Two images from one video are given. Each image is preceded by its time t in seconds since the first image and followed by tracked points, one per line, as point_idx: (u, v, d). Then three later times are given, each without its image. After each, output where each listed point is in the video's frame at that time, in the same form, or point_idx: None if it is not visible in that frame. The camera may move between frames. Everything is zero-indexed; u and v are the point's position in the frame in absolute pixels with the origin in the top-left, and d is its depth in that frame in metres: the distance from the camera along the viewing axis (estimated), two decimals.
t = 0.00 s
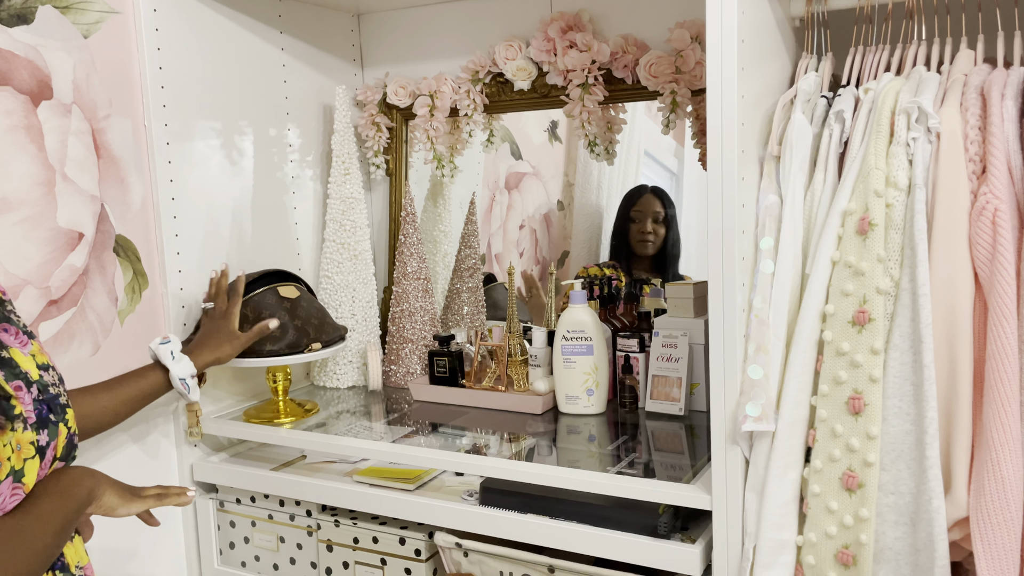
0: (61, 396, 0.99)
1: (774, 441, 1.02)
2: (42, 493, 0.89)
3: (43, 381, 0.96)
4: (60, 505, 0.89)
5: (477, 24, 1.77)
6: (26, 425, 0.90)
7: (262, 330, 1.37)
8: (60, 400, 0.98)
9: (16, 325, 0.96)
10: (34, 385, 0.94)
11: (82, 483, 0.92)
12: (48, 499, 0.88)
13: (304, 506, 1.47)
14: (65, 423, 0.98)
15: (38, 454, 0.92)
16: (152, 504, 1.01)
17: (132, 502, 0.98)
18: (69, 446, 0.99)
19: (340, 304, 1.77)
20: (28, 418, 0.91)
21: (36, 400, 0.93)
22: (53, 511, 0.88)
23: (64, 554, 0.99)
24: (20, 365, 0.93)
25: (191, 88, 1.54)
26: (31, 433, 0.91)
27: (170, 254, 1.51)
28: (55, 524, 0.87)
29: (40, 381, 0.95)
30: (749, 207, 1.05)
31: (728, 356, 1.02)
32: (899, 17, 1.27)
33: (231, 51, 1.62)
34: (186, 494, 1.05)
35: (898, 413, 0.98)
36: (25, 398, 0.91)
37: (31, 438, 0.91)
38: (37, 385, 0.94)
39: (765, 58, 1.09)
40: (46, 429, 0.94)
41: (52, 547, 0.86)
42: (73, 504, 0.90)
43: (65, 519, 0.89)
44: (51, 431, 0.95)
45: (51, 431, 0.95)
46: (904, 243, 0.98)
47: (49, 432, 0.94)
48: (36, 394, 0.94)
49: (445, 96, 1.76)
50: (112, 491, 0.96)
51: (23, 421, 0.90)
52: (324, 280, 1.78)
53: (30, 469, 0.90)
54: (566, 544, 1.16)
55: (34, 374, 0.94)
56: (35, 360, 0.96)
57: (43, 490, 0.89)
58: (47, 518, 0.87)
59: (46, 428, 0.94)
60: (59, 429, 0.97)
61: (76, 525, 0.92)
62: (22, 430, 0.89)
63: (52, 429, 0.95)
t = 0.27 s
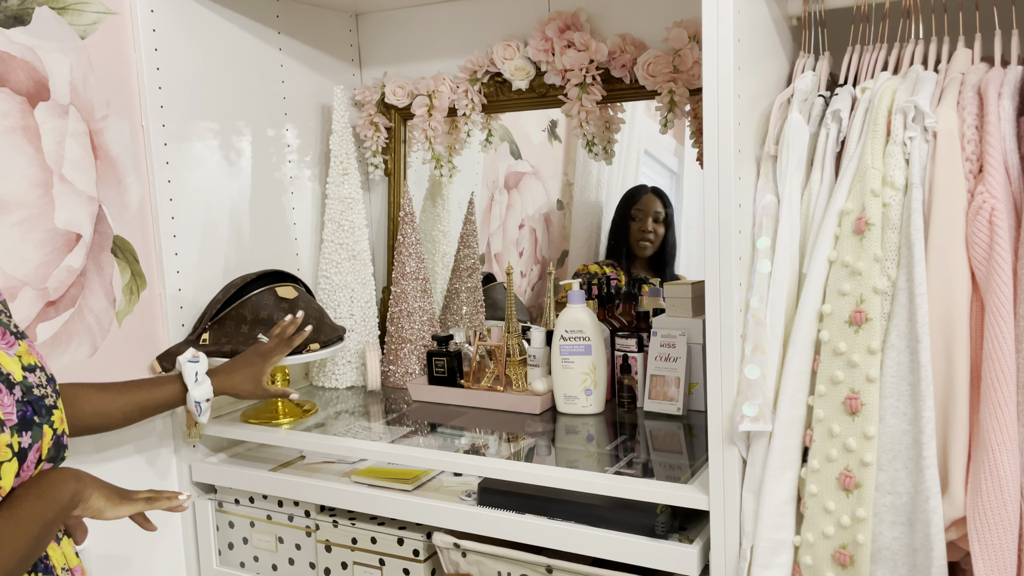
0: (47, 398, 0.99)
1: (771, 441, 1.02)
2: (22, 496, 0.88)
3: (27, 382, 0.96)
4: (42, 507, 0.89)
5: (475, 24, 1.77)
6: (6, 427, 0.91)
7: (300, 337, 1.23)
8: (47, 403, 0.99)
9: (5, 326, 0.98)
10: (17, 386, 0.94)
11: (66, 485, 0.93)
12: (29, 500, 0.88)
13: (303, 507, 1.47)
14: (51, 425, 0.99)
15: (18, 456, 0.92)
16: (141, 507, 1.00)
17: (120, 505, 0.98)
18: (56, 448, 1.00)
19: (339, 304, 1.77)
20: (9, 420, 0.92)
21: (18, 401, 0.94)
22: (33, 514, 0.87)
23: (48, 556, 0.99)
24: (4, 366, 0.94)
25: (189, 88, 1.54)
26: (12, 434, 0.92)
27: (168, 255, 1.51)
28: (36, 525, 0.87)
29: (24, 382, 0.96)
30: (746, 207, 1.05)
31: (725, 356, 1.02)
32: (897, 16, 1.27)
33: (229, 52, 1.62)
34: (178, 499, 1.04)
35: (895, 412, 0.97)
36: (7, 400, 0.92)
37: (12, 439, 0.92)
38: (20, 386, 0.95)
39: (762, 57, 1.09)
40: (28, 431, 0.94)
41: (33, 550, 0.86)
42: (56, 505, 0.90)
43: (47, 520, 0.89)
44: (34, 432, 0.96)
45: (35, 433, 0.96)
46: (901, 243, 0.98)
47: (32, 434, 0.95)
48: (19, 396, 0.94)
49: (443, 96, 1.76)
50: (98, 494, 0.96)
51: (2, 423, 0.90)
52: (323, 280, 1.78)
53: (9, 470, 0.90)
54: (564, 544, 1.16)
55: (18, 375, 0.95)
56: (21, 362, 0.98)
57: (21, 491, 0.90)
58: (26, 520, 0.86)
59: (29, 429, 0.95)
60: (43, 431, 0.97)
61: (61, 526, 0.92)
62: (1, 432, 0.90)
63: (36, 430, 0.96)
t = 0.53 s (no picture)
0: (44, 399, 1.00)
1: (773, 440, 1.02)
2: (14, 494, 0.89)
3: (24, 382, 0.97)
4: (34, 505, 0.89)
5: (475, 23, 1.77)
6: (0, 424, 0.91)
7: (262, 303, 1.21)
8: (42, 404, 0.99)
9: (4, 329, 0.99)
10: (13, 386, 0.95)
11: (59, 486, 0.93)
12: (23, 499, 0.89)
13: (305, 506, 1.47)
14: (46, 427, 0.99)
15: (11, 455, 0.92)
16: (136, 512, 0.99)
17: (114, 509, 0.97)
18: (52, 451, 1.01)
19: (340, 304, 1.77)
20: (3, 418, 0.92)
21: (14, 400, 0.94)
22: (25, 513, 0.88)
23: (42, 556, 0.99)
24: (2, 365, 0.94)
25: (190, 89, 1.54)
26: (6, 432, 0.92)
27: (169, 255, 1.51)
28: (29, 522, 0.88)
29: (21, 382, 0.96)
30: (747, 205, 1.05)
31: (727, 355, 1.02)
32: (898, 14, 1.27)
33: (229, 52, 1.62)
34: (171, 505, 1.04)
35: (897, 411, 0.97)
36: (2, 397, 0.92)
37: (6, 437, 0.92)
38: (17, 385, 0.95)
39: (763, 56, 1.08)
40: (22, 430, 0.95)
41: (24, 548, 0.87)
42: (48, 505, 0.91)
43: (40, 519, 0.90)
44: (28, 432, 0.96)
45: (29, 433, 0.96)
46: (903, 241, 0.98)
47: (26, 434, 0.95)
48: (14, 395, 0.94)
49: (444, 96, 1.76)
50: (92, 496, 0.96)
51: None
52: (324, 280, 1.78)
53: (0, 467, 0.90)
54: (566, 543, 1.16)
55: (15, 375, 0.96)
56: (19, 363, 0.98)
57: (12, 489, 0.90)
58: (18, 517, 0.87)
59: (23, 429, 0.95)
60: (38, 432, 0.97)
61: (54, 527, 0.92)
62: None
63: (31, 430, 0.96)
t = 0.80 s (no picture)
0: (50, 399, 1.02)
1: (774, 441, 1.01)
2: (24, 494, 0.89)
3: (32, 381, 0.99)
4: (42, 505, 0.89)
5: (475, 25, 1.77)
6: (11, 421, 0.93)
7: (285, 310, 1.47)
8: (48, 403, 1.01)
9: (10, 329, 1.01)
10: (22, 385, 0.97)
11: (66, 487, 0.93)
12: (32, 498, 0.89)
13: (305, 508, 1.47)
14: (51, 425, 1.02)
15: (20, 452, 0.94)
16: (138, 515, 1.00)
17: (116, 511, 0.97)
18: (55, 452, 1.03)
19: (341, 306, 1.77)
20: (14, 415, 0.94)
21: (23, 398, 0.97)
22: (35, 513, 0.88)
23: (46, 556, 1.00)
24: (11, 365, 0.97)
25: (190, 91, 1.54)
26: (15, 430, 0.94)
27: (169, 258, 1.51)
28: (38, 521, 0.88)
29: (29, 381, 0.98)
30: (747, 206, 1.05)
31: (727, 356, 1.02)
32: (898, 14, 1.27)
33: (229, 54, 1.62)
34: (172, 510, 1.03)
35: (898, 411, 0.97)
36: (12, 395, 0.94)
37: (15, 435, 0.94)
38: (26, 384, 0.98)
39: (763, 56, 1.08)
40: (30, 428, 0.97)
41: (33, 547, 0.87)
42: (56, 506, 0.90)
43: (48, 519, 0.89)
44: (36, 431, 0.98)
45: (36, 431, 0.98)
46: (903, 241, 0.98)
47: (33, 432, 0.97)
48: (24, 393, 0.97)
49: (444, 97, 1.76)
50: (96, 498, 0.95)
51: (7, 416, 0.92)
52: (324, 282, 1.78)
53: (10, 464, 0.92)
54: (567, 544, 1.16)
55: (24, 374, 0.98)
56: (26, 363, 1.00)
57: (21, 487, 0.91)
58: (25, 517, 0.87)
59: (31, 427, 0.97)
60: (45, 431, 0.99)
61: (60, 529, 0.92)
62: (5, 425, 0.92)
63: (38, 429, 0.98)
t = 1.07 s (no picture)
0: (62, 406, 1.02)
1: (775, 441, 1.01)
2: (30, 500, 0.89)
3: (43, 390, 0.99)
4: (48, 513, 0.89)
5: (475, 26, 1.77)
6: (18, 431, 0.93)
7: (279, 309, 1.45)
8: (60, 411, 1.01)
9: (24, 336, 1.01)
10: (33, 393, 0.97)
11: (74, 496, 0.93)
12: (40, 506, 0.89)
13: (306, 510, 1.47)
14: (63, 433, 1.01)
15: (28, 461, 0.94)
16: (146, 526, 1.00)
17: (124, 521, 0.98)
18: (66, 459, 1.03)
19: (341, 307, 1.77)
20: (23, 424, 0.94)
21: (34, 407, 0.97)
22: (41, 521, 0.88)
23: (53, 562, 0.99)
24: (21, 373, 0.97)
25: (191, 93, 1.55)
26: (24, 439, 0.94)
27: (170, 260, 1.52)
28: (44, 529, 0.88)
29: (40, 390, 0.98)
30: (747, 207, 1.05)
31: (728, 356, 1.02)
32: (897, 15, 1.27)
33: (230, 56, 1.62)
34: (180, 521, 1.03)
35: (899, 411, 0.97)
36: (20, 404, 0.94)
37: (24, 443, 0.94)
38: (36, 393, 0.97)
39: (762, 57, 1.08)
40: (40, 437, 0.97)
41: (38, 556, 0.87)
42: (62, 514, 0.91)
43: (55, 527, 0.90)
44: (47, 439, 0.98)
45: (47, 439, 0.98)
46: (903, 241, 0.98)
47: (43, 440, 0.97)
48: (34, 402, 0.97)
49: (444, 99, 1.76)
50: (104, 507, 0.96)
51: (15, 426, 0.92)
52: (325, 283, 1.79)
53: (18, 473, 0.92)
54: (568, 545, 1.16)
55: (35, 383, 0.98)
56: (38, 371, 1.00)
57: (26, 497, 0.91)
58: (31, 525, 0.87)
59: (41, 436, 0.97)
60: (56, 438, 0.99)
61: (67, 536, 0.92)
62: (12, 435, 0.92)
63: (48, 437, 0.98)
